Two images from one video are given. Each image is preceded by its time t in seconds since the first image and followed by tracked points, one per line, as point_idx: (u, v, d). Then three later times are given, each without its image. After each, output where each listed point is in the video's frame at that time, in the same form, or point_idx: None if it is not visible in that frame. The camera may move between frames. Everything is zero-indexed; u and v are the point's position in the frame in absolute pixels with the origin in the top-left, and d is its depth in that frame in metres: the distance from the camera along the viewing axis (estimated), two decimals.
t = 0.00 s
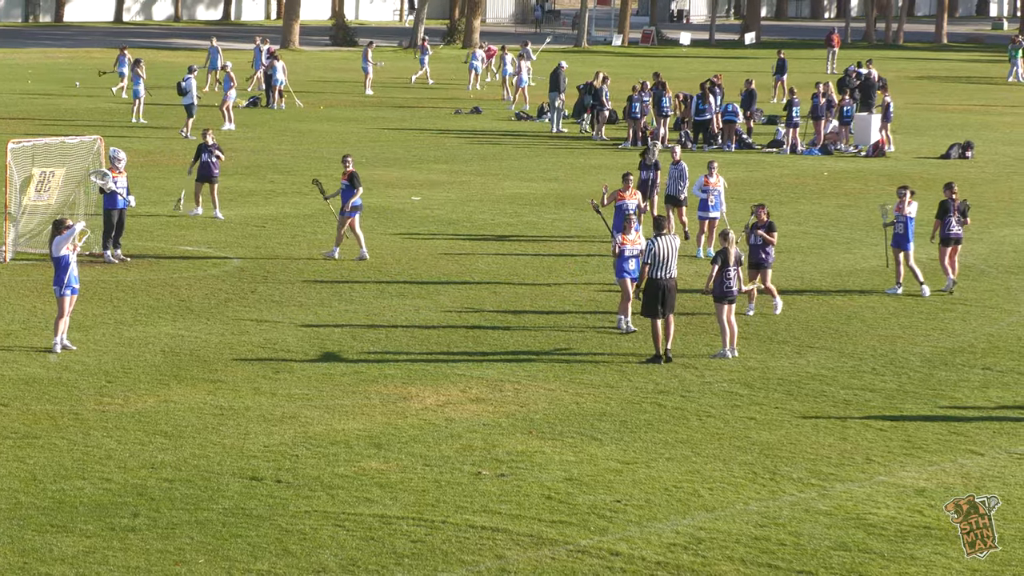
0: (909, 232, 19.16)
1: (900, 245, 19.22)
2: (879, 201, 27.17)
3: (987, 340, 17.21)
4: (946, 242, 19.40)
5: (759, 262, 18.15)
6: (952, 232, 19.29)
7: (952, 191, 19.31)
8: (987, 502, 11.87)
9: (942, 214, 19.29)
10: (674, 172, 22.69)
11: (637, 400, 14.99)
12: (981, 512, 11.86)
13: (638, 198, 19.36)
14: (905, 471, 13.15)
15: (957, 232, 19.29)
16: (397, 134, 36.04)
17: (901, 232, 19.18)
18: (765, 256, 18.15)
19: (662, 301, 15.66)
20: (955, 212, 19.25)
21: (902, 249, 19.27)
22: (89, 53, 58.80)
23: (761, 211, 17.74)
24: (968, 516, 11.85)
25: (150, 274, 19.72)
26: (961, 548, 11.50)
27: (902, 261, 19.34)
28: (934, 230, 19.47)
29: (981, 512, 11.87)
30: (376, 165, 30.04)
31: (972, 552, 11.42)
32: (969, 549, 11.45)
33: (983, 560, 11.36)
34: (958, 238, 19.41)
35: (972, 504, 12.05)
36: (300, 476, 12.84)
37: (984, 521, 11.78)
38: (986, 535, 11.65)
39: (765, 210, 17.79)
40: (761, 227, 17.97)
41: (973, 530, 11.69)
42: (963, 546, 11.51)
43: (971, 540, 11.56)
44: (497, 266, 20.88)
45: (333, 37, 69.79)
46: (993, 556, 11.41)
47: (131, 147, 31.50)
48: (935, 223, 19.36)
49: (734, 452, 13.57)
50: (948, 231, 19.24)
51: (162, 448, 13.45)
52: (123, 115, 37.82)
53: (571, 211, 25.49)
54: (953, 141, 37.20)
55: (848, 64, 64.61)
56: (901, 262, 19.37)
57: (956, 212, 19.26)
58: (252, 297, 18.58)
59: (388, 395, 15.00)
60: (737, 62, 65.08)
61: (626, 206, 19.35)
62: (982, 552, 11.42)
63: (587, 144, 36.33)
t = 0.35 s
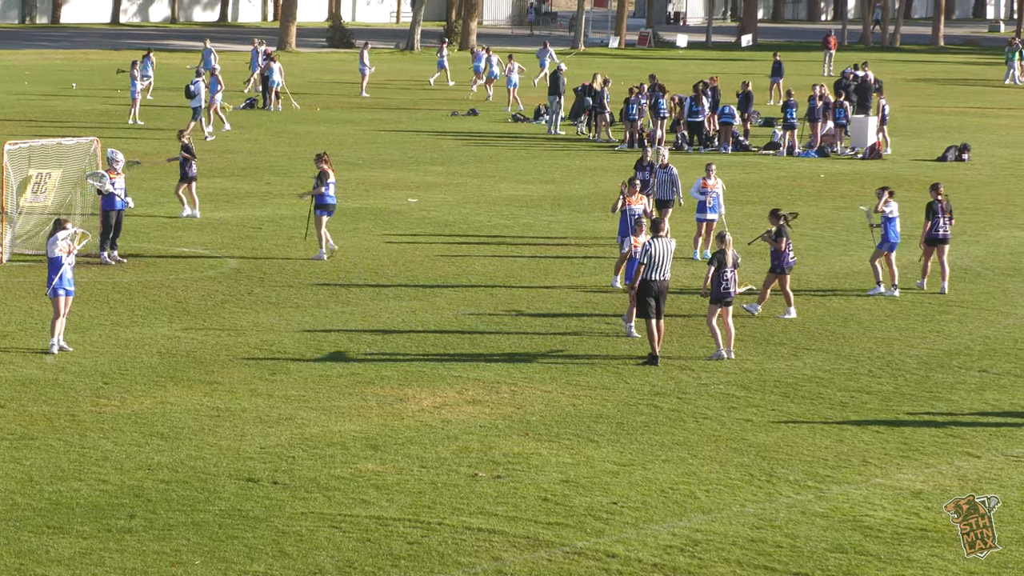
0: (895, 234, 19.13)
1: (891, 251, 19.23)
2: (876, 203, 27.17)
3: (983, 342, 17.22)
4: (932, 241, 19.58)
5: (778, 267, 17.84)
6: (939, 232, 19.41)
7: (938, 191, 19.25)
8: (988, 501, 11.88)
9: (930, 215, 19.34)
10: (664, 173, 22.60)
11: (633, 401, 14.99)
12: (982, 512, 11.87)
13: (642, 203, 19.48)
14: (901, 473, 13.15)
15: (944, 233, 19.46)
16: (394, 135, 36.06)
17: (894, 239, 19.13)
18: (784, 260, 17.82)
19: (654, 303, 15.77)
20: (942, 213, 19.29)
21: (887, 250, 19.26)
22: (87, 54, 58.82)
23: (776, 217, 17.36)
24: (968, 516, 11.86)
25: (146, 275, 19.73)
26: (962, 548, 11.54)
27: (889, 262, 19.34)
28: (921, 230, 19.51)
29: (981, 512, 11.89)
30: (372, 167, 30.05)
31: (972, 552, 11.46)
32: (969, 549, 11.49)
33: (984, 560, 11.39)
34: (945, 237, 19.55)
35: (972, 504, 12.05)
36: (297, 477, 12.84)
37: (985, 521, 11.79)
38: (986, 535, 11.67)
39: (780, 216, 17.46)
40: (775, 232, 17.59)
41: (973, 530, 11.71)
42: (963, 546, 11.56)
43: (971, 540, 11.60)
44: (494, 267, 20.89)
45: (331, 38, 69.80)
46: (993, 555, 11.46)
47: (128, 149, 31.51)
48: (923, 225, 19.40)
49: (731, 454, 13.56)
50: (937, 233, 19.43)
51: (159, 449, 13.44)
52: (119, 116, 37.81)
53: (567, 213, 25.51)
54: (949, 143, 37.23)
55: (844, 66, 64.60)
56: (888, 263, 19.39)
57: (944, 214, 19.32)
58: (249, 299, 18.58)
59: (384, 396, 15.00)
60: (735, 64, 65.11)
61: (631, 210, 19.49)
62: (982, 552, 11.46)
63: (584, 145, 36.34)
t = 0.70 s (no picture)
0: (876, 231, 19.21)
1: (872, 249, 19.31)
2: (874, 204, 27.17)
3: (981, 342, 17.22)
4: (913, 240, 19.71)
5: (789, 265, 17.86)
6: (920, 229, 19.56)
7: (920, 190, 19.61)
8: (987, 501, 11.75)
9: (912, 213, 19.59)
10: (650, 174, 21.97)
11: (631, 402, 14.99)
12: (981, 512, 11.75)
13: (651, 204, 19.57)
14: (899, 474, 13.15)
15: (926, 230, 19.62)
16: (392, 135, 36.06)
17: (874, 236, 19.21)
18: (793, 258, 17.84)
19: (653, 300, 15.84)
20: (923, 210, 19.56)
21: (868, 248, 19.34)
22: (85, 54, 58.80)
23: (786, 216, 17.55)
24: (968, 517, 11.75)
25: (145, 275, 19.73)
26: (962, 548, 11.51)
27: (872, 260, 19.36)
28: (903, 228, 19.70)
29: (981, 512, 11.77)
30: (371, 167, 30.04)
31: (972, 552, 11.43)
32: (969, 549, 11.46)
33: (984, 561, 11.37)
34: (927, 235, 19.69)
35: (972, 504, 11.93)
36: (295, 477, 12.84)
37: (984, 521, 11.68)
38: (986, 535, 11.60)
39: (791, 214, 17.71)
40: (782, 230, 17.74)
41: (973, 531, 11.62)
42: (963, 546, 11.51)
43: (971, 540, 11.53)
44: (493, 267, 20.89)
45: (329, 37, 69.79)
46: (993, 556, 11.43)
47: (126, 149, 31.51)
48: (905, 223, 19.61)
49: (729, 455, 13.56)
50: (919, 228, 19.53)
51: (157, 449, 13.44)
52: (118, 116, 37.80)
53: (565, 213, 25.51)
54: (947, 144, 37.24)
55: (842, 66, 64.61)
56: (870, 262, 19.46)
57: (925, 211, 19.61)
58: (247, 299, 18.58)
59: (383, 396, 15.00)
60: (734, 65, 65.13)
61: (639, 210, 19.52)
62: (982, 552, 11.43)
63: (582, 146, 36.34)
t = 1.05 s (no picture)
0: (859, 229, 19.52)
1: (855, 246, 19.64)
2: (873, 203, 27.29)
3: (977, 340, 17.35)
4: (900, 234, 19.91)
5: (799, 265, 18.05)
6: (905, 226, 19.75)
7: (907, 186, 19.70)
8: (987, 501, 11.94)
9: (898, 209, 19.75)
10: (640, 177, 21.79)
11: (631, 399, 15.13)
12: (982, 512, 11.93)
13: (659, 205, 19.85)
14: (897, 470, 13.28)
15: (912, 226, 19.79)
16: (394, 135, 36.18)
17: (857, 234, 19.54)
18: (801, 257, 18.01)
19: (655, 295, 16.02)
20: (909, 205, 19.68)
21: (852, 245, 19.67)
22: (90, 54, 58.94)
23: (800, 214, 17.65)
24: (968, 516, 11.90)
25: (149, 273, 19.86)
26: (962, 548, 11.57)
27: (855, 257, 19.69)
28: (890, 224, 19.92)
29: (981, 512, 11.95)
30: (373, 166, 30.16)
31: (972, 552, 11.49)
32: (969, 549, 11.53)
33: (984, 561, 11.42)
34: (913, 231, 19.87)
35: (972, 504, 12.12)
36: (298, 473, 12.98)
37: (984, 521, 11.83)
38: (986, 535, 11.71)
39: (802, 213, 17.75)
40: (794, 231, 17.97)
41: (972, 530, 11.74)
42: (964, 546, 11.58)
43: (971, 540, 11.62)
44: (494, 266, 21.03)
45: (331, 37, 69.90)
46: (993, 556, 11.49)
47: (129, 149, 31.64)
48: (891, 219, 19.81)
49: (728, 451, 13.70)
50: (906, 225, 19.71)
51: (161, 446, 13.59)
52: (121, 115, 37.94)
53: (565, 212, 25.64)
54: (945, 142, 37.34)
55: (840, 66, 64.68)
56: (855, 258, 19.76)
57: (912, 207, 19.74)
58: (251, 297, 18.71)
59: (385, 393, 15.15)
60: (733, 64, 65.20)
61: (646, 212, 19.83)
62: (982, 552, 11.49)
63: (582, 145, 36.45)
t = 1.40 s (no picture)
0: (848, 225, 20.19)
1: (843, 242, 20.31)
2: (870, 204, 27.85)
3: (968, 334, 17.90)
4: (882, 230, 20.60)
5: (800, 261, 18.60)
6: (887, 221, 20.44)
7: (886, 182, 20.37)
8: (987, 501, 12.12)
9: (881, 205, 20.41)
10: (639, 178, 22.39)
11: (634, 391, 15.70)
12: (982, 511, 12.11)
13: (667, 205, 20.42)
14: (889, 460, 13.85)
15: (893, 221, 20.50)
16: (404, 136, 36.82)
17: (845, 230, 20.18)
18: (801, 251, 18.57)
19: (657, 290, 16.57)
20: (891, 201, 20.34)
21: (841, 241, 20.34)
22: (107, 58, 59.74)
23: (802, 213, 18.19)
24: (969, 516, 12.12)
25: (169, 270, 20.47)
26: (963, 548, 11.84)
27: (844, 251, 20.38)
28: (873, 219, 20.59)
29: (981, 512, 12.13)
30: (385, 167, 30.78)
31: (972, 552, 11.76)
32: (969, 549, 11.79)
33: (985, 560, 11.71)
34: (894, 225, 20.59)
35: (973, 504, 12.31)
36: (315, 463, 13.56)
37: (984, 520, 12.04)
38: (985, 535, 11.93)
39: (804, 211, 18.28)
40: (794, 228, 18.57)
41: (973, 530, 11.98)
42: (964, 547, 11.85)
43: (971, 540, 11.88)
44: (502, 263, 21.62)
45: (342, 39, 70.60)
46: (992, 555, 11.76)
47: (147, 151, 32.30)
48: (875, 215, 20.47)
49: (727, 441, 14.28)
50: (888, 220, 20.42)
51: (183, 436, 14.18)
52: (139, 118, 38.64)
53: (572, 211, 26.24)
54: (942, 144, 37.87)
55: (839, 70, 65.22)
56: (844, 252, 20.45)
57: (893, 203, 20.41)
58: (268, 293, 19.32)
59: (398, 386, 15.74)
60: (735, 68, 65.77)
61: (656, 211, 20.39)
62: (982, 552, 11.76)
63: (587, 146, 37.04)
